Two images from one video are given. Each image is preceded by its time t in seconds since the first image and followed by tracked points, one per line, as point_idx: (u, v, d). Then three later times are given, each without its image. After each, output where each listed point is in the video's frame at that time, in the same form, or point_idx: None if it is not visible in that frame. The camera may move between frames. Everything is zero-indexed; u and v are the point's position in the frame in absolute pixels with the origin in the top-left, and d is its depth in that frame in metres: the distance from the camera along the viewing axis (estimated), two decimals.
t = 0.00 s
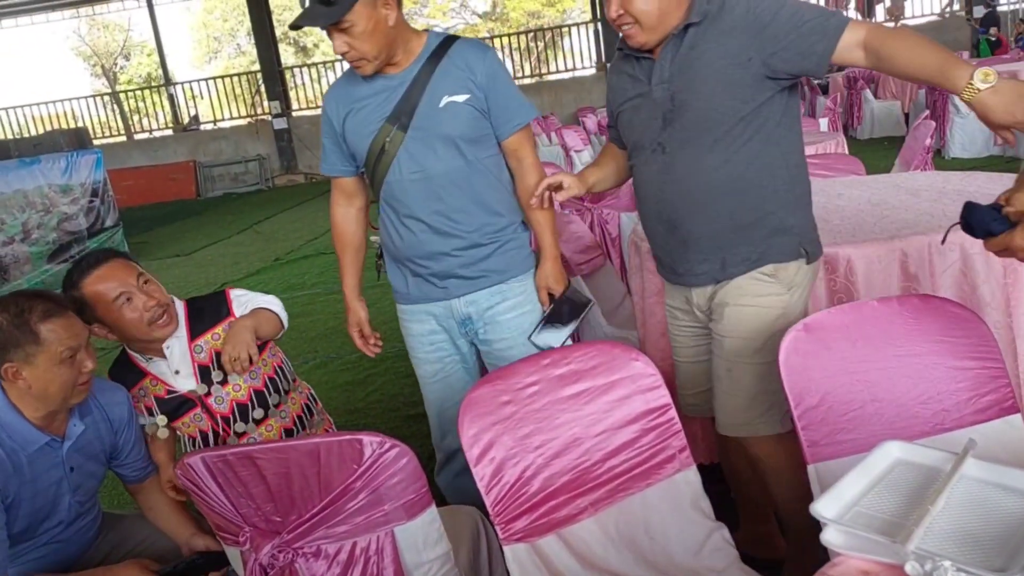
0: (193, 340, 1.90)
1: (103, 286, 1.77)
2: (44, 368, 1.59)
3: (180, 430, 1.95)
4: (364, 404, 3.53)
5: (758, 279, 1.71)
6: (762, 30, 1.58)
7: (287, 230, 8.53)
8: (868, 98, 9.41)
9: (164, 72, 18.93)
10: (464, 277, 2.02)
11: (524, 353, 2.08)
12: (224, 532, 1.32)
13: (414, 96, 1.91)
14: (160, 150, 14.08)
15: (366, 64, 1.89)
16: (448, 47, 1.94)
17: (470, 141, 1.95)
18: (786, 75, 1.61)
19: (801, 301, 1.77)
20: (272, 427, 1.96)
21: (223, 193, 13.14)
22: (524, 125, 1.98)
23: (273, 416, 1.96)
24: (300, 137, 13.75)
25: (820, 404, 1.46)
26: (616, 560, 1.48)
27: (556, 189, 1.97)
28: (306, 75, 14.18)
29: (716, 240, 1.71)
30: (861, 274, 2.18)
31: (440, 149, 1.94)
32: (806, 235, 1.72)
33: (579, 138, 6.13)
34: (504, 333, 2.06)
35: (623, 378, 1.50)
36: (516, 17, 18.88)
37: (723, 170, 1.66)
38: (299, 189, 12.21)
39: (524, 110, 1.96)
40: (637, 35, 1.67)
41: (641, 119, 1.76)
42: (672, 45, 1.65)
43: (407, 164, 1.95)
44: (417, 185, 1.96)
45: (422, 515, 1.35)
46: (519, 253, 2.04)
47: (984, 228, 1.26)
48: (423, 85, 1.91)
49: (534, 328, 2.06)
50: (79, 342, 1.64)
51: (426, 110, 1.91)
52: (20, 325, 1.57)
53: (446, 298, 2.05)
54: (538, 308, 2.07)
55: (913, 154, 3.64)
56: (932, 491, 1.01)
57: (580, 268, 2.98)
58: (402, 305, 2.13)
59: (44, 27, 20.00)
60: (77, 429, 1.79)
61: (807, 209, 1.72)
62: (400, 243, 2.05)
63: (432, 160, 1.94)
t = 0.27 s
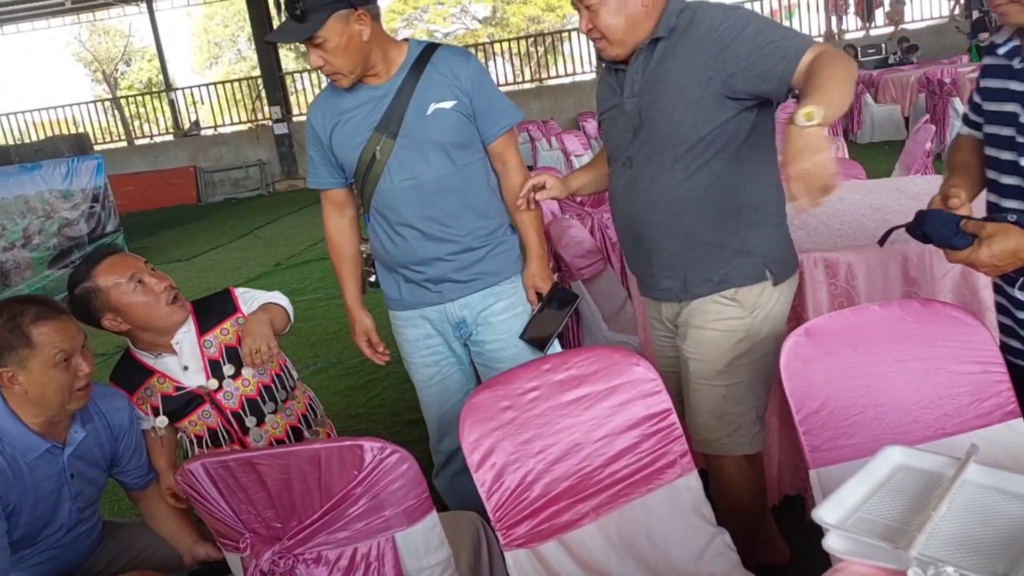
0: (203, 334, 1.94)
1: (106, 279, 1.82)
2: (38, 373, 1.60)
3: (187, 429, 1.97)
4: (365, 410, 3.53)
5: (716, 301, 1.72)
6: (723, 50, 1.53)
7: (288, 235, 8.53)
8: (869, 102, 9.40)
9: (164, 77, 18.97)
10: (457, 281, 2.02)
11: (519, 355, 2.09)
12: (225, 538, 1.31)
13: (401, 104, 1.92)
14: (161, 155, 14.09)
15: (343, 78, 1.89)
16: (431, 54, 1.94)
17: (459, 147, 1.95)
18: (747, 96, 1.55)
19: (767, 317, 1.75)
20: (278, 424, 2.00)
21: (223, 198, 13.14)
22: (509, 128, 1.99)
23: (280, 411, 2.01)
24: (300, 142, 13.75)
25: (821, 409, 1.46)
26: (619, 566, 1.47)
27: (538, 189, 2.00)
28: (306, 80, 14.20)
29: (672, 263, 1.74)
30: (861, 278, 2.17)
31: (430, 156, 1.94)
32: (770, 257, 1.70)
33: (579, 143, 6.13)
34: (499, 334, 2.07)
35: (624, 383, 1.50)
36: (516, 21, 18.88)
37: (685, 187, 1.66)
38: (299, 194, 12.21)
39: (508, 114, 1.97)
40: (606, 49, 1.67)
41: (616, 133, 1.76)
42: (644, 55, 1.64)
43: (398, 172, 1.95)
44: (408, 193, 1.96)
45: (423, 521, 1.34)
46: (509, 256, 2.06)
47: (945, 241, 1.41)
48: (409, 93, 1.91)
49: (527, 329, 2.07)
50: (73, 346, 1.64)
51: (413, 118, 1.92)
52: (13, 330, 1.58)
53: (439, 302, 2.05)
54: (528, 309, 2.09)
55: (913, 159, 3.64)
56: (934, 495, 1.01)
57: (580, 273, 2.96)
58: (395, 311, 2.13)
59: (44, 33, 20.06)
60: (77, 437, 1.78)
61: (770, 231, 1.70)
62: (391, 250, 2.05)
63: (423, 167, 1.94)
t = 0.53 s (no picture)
0: (203, 337, 1.93)
1: (104, 292, 1.76)
2: (40, 375, 1.59)
3: (182, 432, 1.98)
4: (366, 414, 3.52)
5: (678, 316, 1.72)
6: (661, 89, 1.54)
7: (289, 239, 8.53)
8: (868, 104, 9.41)
9: (165, 81, 19.01)
10: (455, 286, 2.02)
11: (518, 359, 2.08)
12: (224, 543, 1.32)
13: (398, 109, 1.92)
14: (161, 160, 14.10)
15: (337, 84, 1.89)
16: (426, 60, 1.95)
17: (455, 152, 1.96)
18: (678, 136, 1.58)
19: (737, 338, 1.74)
20: (275, 431, 1.98)
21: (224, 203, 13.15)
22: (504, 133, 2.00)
23: (277, 419, 1.99)
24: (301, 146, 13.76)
25: (822, 412, 1.46)
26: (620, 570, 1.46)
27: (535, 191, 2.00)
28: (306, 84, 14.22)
29: (628, 271, 1.79)
30: (861, 280, 2.17)
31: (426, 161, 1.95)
32: (728, 279, 1.69)
33: (579, 147, 6.13)
34: (497, 337, 2.06)
35: (625, 387, 1.50)
36: (516, 24, 18.90)
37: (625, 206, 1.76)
38: (300, 198, 12.23)
39: (502, 118, 1.98)
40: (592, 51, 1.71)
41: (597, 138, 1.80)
42: (619, 65, 1.70)
43: (395, 177, 1.95)
44: (405, 198, 1.96)
45: (423, 525, 1.34)
46: (507, 259, 2.08)
47: (952, 261, 1.43)
48: (405, 98, 1.92)
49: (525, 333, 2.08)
50: (73, 346, 1.64)
51: (410, 124, 1.92)
52: (14, 333, 1.58)
53: (438, 306, 2.05)
54: (527, 313, 2.10)
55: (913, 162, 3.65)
56: (936, 500, 1.01)
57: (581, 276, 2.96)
58: (392, 316, 2.12)
59: (45, 38, 20.11)
60: (77, 439, 1.78)
61: (726, 253, 1.68)
62: (389, 255, 2.05)
63: (420, 173, 1.95)
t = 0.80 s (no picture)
0: (193, 350, 1.90)
1: (101, 306, 1.77)
2: (38, 380, 1.59)
3: (179, 439, 1.97)
4: (366, 416, 3.52)
5: (646, 318, 1.77)
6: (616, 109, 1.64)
7: (289, 241, 8.54)
8: (868, 106, 9.41)
9: (165, 83, 19.03)
10: (454, 288, 2.02)
11: (516, 364, 2.07)
12: (225, 545, 1.31)
13: (403, 112, 1.92)
14: (161, 162, 14.11)
15: (347, 83, 1.89)
16: (433, 64, 1.94)
17: (458, 156, 1.96)
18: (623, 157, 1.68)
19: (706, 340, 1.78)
20: (270, 441, 1.95)
21: (225, 205, 13.16)
22: (509, 139, 1.98)
23: (271, 429, 1.96)
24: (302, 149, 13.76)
25: (823, 414, 1.45)
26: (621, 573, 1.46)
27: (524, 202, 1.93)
28: (307, 87, 14.24)
29: (594, 272, 1.86)
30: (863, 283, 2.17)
31: (429, 165, 1.95)
32: (689, 280, 1.73)
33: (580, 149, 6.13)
34: (495, 342, 2.06)
35: (626, 389, 1.50)
36: (516, 27, 18.88)
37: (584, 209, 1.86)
38: (300, 200, 12.24)
39: (507, 125, 1.97)
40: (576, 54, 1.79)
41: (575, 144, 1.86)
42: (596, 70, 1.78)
43: (397, 180, 1.95)
44: (408, 200, 1.96)
45: (424, 528, 1.33)
46: (507, 263, 2.07)
47: (884, 242, 1.49)
48: (411, 101, 1.91)
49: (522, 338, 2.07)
50: (71, 351, 1.63)
51: (414, 127, 1.92)
52: (10, 338, 1.57)
53: (437, 308, 2.05)
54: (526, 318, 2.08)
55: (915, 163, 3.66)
56: (938, 502, 1.00)
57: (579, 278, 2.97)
58: (391, 316, 2.13)
59: (46, 41, 20.13)
60: (75, 441, 1.78)
61: (686, 259, 1.72)
62: (389, 255, 2.05)
63: (422, 175, 1.95)
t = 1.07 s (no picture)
0: (206, 344, 1.93)
1: (132, 282, 1.82)
2: (42, 386, 1.59)
3: (181, 436, 1.95)
4: (368, 418, 3.52)
5: (632, 313, 1.80)
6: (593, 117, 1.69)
7: (291, 244, 8.54)
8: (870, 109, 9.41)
9: (167, 86, 19.03)
10: (458, 289, 2.02)
11: (518, 365, 2.07)
12: (228, 547, 1.31)
13: (414, 113, 1.92)
14: (163, 164, 14.11)
15: (362, 82, 1.90)
16: (445, 67, 1.95)
17: (467, 160, 1.96)
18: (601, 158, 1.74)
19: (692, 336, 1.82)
20: (273, 441, 1.95)
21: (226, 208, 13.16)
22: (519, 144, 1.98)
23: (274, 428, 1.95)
24: (302, 151, 13.76)
25: (826, 416, 1.45)
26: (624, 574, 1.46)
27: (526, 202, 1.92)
28: (308, 89, 14.25)
29: (581, 269, 1.90)
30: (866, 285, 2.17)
31: (438, 167, 1.95)
32: (672, 275, 1.76)
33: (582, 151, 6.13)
34: (497, 344, 2.05)
35: (629, 391, 1.50)
36: (517, 29, 18.88)
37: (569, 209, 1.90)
38: (302, 203, 12.24)
39: (518, 131, 1.97)
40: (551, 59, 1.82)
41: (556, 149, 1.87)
42: (573, 75, 1.81)
43: (405, 181, 1.96)
44: (415, 202, 1.97)
45: (427, 530, 1.32)
46: (511, 264, 2.06)
47: (838, 239, 1.58)
48: (422, 103, 1.92)
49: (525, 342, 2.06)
50: (75, 356, 1.64)
51: (425, 129, 1.93)
52: (13, 343, 1.58)
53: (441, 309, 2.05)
54: (529, 320, 2.08)
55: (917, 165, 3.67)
56: (942, 504, 1.00)
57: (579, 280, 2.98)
58: (395, 315, 2.13)
59: (47, 43, 20.12)
60: (77, 446, 1.78)
61: (668, 255, 1.76)
62: (395, 254, 2.06)
63: (430, 177, 1.95)
